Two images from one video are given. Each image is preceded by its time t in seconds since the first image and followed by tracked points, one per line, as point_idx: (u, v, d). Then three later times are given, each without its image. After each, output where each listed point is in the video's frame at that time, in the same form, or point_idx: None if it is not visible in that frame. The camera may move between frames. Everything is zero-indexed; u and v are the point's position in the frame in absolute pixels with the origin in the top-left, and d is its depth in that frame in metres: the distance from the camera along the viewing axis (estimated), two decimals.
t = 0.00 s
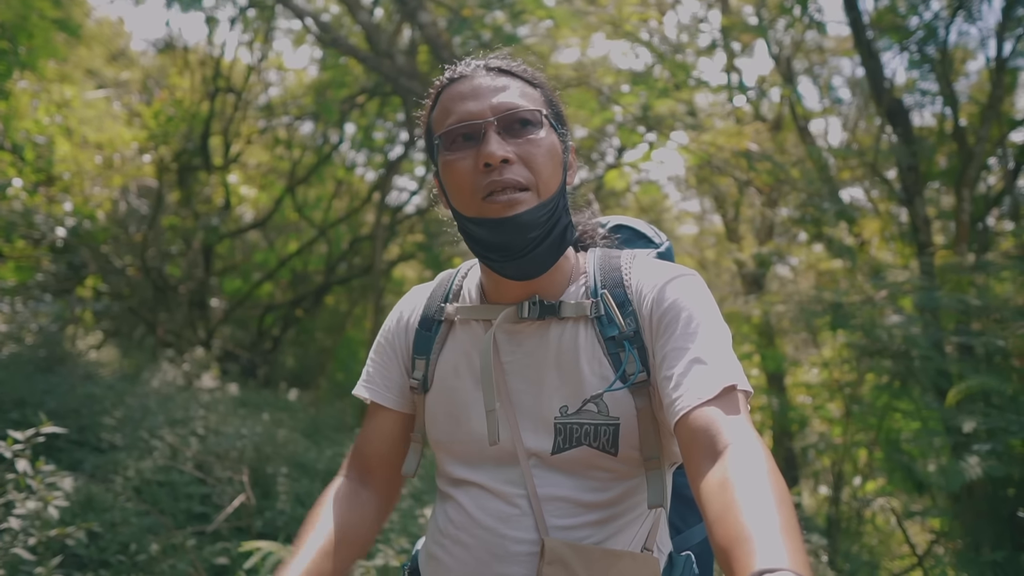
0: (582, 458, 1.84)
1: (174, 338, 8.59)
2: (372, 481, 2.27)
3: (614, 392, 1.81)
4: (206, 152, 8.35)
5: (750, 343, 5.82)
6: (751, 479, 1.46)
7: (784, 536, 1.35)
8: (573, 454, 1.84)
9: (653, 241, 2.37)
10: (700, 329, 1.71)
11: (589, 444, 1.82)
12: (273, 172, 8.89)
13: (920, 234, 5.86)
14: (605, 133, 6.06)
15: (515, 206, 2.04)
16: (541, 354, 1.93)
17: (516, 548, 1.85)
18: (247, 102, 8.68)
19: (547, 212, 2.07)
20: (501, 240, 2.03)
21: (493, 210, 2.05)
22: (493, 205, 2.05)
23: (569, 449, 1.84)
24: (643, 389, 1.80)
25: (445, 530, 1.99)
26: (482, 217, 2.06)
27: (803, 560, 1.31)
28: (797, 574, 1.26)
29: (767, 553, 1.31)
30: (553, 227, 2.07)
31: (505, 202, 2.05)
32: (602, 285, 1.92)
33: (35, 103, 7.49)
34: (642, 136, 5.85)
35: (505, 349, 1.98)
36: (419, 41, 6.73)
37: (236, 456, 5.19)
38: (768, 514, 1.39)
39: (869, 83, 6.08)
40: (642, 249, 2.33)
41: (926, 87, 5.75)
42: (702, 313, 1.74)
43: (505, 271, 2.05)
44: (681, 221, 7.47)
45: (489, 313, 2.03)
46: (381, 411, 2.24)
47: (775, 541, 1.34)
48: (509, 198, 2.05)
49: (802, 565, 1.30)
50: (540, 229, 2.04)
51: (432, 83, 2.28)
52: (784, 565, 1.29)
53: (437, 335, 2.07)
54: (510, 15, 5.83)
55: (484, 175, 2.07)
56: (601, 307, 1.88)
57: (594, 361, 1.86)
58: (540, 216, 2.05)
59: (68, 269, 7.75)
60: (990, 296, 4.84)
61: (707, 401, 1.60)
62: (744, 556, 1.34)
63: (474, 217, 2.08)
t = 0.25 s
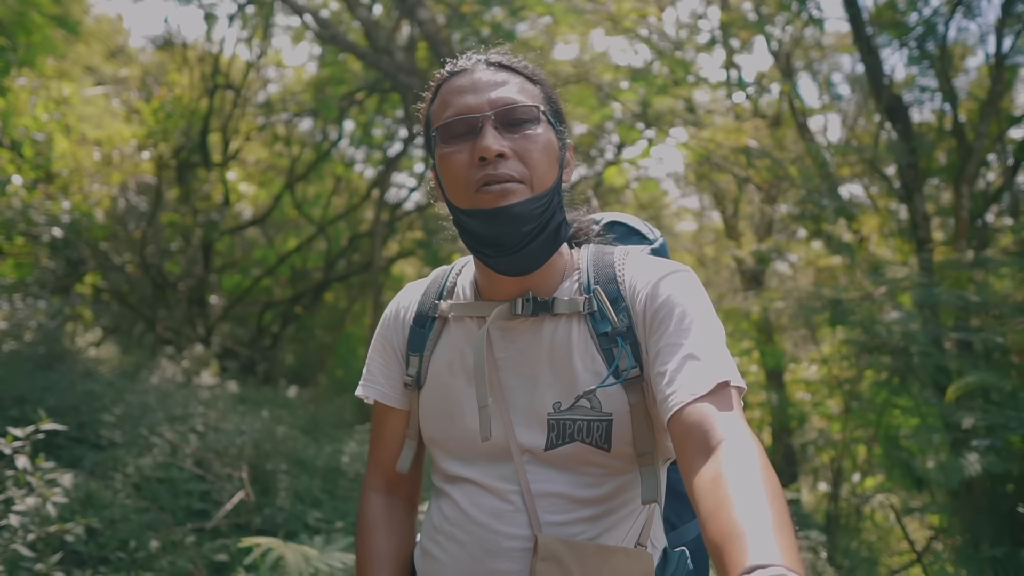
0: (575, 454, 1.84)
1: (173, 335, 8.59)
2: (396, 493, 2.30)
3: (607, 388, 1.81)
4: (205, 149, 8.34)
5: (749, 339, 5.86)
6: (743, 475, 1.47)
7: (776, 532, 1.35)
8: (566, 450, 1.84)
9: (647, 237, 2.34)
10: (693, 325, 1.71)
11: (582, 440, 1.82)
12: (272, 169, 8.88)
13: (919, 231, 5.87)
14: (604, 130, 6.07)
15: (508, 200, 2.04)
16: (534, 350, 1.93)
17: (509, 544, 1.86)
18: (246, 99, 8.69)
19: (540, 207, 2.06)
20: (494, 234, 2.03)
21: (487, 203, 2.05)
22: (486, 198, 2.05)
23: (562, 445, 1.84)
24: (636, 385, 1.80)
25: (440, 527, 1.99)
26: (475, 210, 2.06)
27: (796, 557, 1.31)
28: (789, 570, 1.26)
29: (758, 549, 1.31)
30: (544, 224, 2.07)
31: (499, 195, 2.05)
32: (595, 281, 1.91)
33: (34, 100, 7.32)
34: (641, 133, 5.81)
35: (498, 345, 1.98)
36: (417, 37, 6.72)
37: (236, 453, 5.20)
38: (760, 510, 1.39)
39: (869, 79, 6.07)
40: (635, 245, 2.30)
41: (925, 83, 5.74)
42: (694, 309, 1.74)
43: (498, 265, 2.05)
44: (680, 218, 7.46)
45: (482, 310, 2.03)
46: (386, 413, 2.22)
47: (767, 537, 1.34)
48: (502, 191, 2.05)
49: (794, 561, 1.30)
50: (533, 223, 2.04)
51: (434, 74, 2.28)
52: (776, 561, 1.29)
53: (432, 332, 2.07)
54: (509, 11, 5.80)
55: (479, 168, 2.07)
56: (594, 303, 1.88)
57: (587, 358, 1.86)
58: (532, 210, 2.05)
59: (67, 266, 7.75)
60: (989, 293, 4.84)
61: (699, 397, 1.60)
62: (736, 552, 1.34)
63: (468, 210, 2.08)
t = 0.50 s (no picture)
0: (571, 451, 1.84)
1: (174, 332, 8.59)
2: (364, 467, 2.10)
3: (602, 384, 1.81)
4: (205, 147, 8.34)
5: (749, 338, 5.89)
6: (739, 473, 1.46)
7: (774, 529, 1.35)
8: (562, 446, 1.84)
9: (653, 235, 2.33)
10: (689, 323, 1.70)
11: (577, 436, 1.82)
12: (272, 166, 8.83)
13: (920, 229, 5.85)
14: (604, 127, 6.01)
15: (486, 203, 2.04)
16: (531, 348, 1.92)
17: (503, 540, 1.85)
18: (246, 97, 8.70)
19: (520, 210, 2.05)
20: (475, 237, 2.04)
21: (466, 207, 2.06)
22: (464, 202, 2.06)
23: (559, 441, 1.84)
24: (631, 381, 1.79)
25: (437, 522, 1.98)
26: (456, 213, 2.08)
27: (794, 556, 1.31)
28: (786, 568, 1.26)
29: (756, 547, 1.31)
30: (527, 225, 2.05)
31: (477, 199, 2.05)
32: (591, 279, 1.91)
33: (35, 98, 7.45)
34: (642, 131, 5.78)
35: (496, 343, 1.98)
36: (418, 35, 6.71)
37: (236, 450, 5.20)
38: (758, 508, 1.39)
39: (870, 77, 6.05)
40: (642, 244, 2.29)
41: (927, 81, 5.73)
42: (691, 306, 1.73)
43: (485, 265, 2.07)
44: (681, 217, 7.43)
45: (481, 307, 2.03)
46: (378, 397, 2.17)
47: (764, 535, 1.33)
48: (480, 195, 2.05)
49: (791, 559, 1.30)
50: (512, 227, 2.03)
51: (434, 76, 2.29)
52: (773, 559, 1.28)
53: (434, 330, 2.07)
54: (510, 9, 5.84)
55: (461, 173, 2.08)
56: (590, 300, 1.88)
57: (583, 355, 1.86)
58: (511, 213, 2.03)
59: (67, 263, 7.72)
60: (991, 291, 4.83)
61: (697, 395, 1.59)
62: (733, 550, 1.34)
63: (452, 213, 2.10)
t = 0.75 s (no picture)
0: (573, 453, 1.84)
1: (174, 334, 8.60)
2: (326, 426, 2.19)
3: (606, 387, 1.80)
4: (206, 148, 8.36)
5: (750, 340, 5.87)
6: (736, 478, 1.46)
7: (768, 535, 1.34)
8: (565, 448, 1.84)
9: (655, 244, 2.34)
10: (693, 329, 1.70)
11: (580, 439, 1.82)
12: (273, 168, 8.86)
13: (921, 232, 5.85)
14: (604, 130, 6.02)
15: (493, 214, 2.05)
16: (536, 350, 1.92)
17: (506, 541, 1.85)
18: (248, 98, 8.72)
19: (527, 220, 2.05)
20: (482, 246, 2.05)
21: (473, 216, 2.06)
22: (471, 212, 2.06)
23: (561, 444, 1.84)
24: (635, 385, 1.79)
25: (438, 523, 1.98)
26: (463, 223, 2.08)
27: (786, 561, 1.30)
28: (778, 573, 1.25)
29: (749, 552, 1.31)
30: (535, 236, 2.05)
31: (485, 209, 2.05)
32: (597, 283, 1.91)
33: (36, 100, 7.45)
34: (642, 133, 5.85)
35: (501, 345, 1.98)
36: (418, 37, 6.73)
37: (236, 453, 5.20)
38: (752, 514, 1.38)
39: (871, 79, 6.05)
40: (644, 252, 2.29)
41: (927, 83, 5.74)
42: (695, 313, 1.74)
43: (491, 272, 2.07)
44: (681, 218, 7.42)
45: (487, 308, 2.03)
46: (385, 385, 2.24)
47: (758, 539, 1.33)
48: (488, 206, 2.06)
49: (784, 564, 1.29)
50: (520, 237, 2.03)
51: (443, 80, 2.28)
52: (765, 564, 1.28)
53: (438, 331, 2.07)
54: (510, 11, 5.95)
55: (468, 182, 2.08)
56: (595, 304, 1.88)
57: (587, 358, 1.85)
58: (519, 224, 2.04)
59: (68, 265, 7.73)
60: (992, 293, 4.82)
61: (697, 400, 1.59)
62: (725, 554, 1.34)
63: (459, 221, 2.10)
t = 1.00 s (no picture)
0: (577, 453, 1.84)
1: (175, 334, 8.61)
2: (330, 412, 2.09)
3: (610, 387, 1.80)
4: (206, 148, 8.38)
5: (750, 340, 5.85)
6: (735, 477, 1.46)
7: (767, 534, 1.34)
8: (569, 448, 1.84)
9: (655, 245, 2.34)
10: (696, 329, 1.70)
11: (585, 439, 1.82)
12: (273, 167, 8.87)
13: (921, 232, 5.86)
14: (605, 129, 6.00)
15: (499, 209, 2.04)
16: (541, 351, 1.92)
17: (511, 540, 1.85)
18: (248, 98, 8.73)
19: (533, 216, 2.05)
20: (488, 240, 2.04)
21: (480, 211, 2.05)
22: (478, 207, 2.06)
23: (565, 444, 1.84)
24: (639, 385, 1.80)
25: (442, 523, 1.97)
26: (468, 218, 2.08)
27: (784, 558, 1.30)
28: (775, 571, 1.25)
29: (748, 550, 1.31)
30: (541, 231, 2.05)
31: (491, 203, 2.05)
32: (601, 283, 1.91)
33: (36, 100, 7.44)
34: (643, 132, 5.86)
35: (506, 345, 1.98)
36: (418, 37, 6.73)
37: (236, 452, 5.21)
38: (752, 513, 1.38)
39: (871, 78, 6.05)
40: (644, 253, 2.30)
41: (928, 83, 5.74)
42: (699, 313, 1.74)
43: (497, 268, 2.06)
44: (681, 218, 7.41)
45: (491, 309, 2.03)
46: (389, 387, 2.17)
47: (757, 538, 1.33)
48: (494, 200, 2.05)
49: (782, 562, 1.29)
50: (526, 232, 2.03)
51: (449, 80, 2.29)
52: (763, 562, 1.28)
53: (442, 330, 2.07)
54: (511, 11, 5.86)
55: (475, 177, 2.08)
56: (600, 304, 1.88)
57: (592, 358, 1.85)
58: (525, 218, 2.03)
59: (68, 264, 7.73)
60: (992, 292, 4.83)
61: (699, 400, 1.59)
62: (724, 553, 1.33)
63: (464, 215, 2.09)
